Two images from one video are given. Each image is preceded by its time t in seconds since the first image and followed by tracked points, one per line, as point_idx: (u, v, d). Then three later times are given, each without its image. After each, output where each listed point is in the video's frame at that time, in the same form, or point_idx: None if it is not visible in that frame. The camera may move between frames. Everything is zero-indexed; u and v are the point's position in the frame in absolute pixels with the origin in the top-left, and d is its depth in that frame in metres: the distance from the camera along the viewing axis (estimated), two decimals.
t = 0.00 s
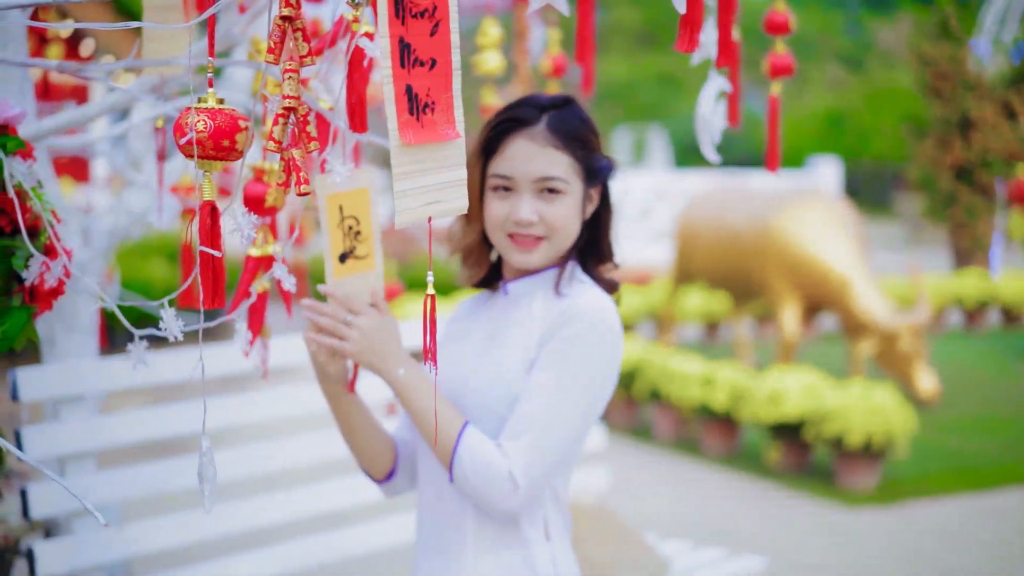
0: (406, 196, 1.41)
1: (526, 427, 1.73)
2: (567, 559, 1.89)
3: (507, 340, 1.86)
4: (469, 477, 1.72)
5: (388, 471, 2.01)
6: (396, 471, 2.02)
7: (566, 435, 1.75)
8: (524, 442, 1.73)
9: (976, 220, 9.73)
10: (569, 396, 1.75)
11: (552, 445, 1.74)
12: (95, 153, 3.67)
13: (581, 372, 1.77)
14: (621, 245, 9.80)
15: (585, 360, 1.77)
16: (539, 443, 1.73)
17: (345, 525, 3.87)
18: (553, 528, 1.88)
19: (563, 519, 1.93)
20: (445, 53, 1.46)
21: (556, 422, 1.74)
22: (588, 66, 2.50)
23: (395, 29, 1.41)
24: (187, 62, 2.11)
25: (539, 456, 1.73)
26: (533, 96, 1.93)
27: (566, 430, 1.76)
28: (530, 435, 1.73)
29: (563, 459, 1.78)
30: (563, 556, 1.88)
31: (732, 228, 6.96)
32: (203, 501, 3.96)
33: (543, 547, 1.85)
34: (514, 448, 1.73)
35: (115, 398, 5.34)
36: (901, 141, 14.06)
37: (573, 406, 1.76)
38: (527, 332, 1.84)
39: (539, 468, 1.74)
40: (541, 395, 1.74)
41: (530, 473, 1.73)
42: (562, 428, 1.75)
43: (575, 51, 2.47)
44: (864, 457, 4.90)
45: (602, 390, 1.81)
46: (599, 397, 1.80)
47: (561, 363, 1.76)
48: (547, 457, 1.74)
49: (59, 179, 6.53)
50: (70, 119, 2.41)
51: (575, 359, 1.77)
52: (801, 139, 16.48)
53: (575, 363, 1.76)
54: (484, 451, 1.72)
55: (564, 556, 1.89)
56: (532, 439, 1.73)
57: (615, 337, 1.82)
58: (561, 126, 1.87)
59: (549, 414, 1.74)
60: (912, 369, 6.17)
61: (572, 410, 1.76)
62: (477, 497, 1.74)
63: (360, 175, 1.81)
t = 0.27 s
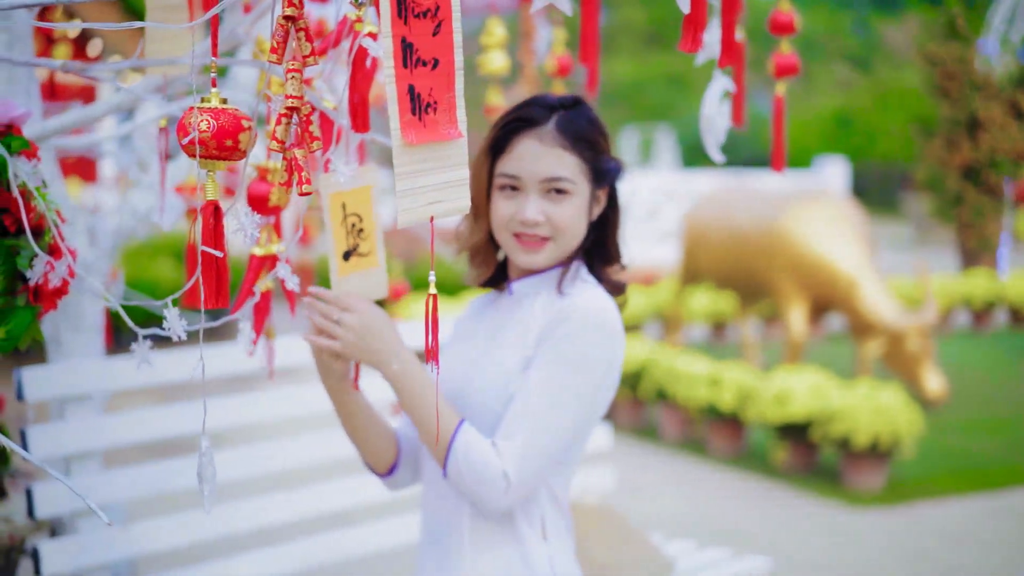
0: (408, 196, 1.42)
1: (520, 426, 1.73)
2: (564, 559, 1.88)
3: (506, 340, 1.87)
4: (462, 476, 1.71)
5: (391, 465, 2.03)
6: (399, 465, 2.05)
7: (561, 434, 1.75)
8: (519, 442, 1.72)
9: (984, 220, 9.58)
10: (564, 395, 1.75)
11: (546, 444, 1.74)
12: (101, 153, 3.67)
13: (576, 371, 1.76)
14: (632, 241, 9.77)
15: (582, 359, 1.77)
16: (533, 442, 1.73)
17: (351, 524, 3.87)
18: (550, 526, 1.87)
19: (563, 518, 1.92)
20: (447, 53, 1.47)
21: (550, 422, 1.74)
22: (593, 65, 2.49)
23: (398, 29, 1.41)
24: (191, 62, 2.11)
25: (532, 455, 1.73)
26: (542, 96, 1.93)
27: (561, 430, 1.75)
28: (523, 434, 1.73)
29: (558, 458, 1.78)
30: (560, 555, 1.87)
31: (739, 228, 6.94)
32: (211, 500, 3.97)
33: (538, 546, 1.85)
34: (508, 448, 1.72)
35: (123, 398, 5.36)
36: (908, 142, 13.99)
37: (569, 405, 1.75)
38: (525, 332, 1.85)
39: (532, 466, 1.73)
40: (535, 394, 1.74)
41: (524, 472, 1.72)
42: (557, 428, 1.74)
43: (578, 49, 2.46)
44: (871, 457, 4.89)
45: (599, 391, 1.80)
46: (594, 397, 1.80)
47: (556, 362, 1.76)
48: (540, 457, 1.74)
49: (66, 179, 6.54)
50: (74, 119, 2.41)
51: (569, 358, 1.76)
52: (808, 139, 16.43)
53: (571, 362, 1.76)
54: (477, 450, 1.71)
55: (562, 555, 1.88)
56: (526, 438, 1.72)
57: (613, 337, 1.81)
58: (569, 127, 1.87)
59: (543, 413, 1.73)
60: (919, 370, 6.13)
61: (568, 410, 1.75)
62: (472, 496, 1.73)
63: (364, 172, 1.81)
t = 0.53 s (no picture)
0: (408, 197, 1.42)
1: (515, 426, 1.73)
2: (563, 559, 1.87)
3: (505, 340, 1.87)
4: (457, 475, 1.71)
5: (394, 459, 2.03)
6: (402, 459, 2.04)
7: (556, 434, 1.75)
8: (513, 441, 1.72)
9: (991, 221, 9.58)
10: (560, 395, 1.75)
11: (541, 444, 1.74)
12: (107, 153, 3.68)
13: (572, 370, 1.76)
14: (637, 245, 9.78)
15: (580, 359, 1.77)
16: (527, 442, 1.72)
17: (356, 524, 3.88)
18: (549, 526, 1.87)
19: (564, 518, 1.91)
20: (449, 53, 1.47)
21: (544, 421, 1.73)
22: (597, 65, 2.49)
23: (400, 29, 1.42)
24: (195, 63, 2.12)
25: (527, 455, 1.73)
26: (554, 95, 1.92)
27: (557, 430, 1.75)
28: (518, 433, 1.73)
29: (554, 458, 1.77)
30: (559, 554, 1.87)
31: (746, 228, 6.93)
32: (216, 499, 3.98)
33: (535, 545, 1.84)
34: (503, 447, 1.72)
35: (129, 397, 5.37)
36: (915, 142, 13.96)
37: (565, 405, 1.75)
38: (523, 332, 1.85)
39: (526, 466, 1.73)
40: (529, 394, 1.74)
41: (518, 471, 1.72)
42: (552, 428, 1.74)
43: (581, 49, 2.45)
44: (876, 457, 4.88)
45: (597, 391, 1.79)
46: (593, 397, 1.79)
47: (551, 361, 1.76)
48: (535, 456, 1.73)
49: (73, 179, 6.56)
50: (79, 119, 2.42)
51: (564, 358, 1.76)
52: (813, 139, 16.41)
53: (567, 361, 1.76)
54: (471, 450, 1.71)
55: (561, 555, 1.87)
56: (521, 438, 1.72)
57: (610, 336, 1.80)
58: (580, 128, 1.86)
59: (538, 413, 1.73)
60: (925, 370, 6.07)
61: (563, 410, 1.75)
62: (466, 494, 1.73)
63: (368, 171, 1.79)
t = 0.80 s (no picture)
0: (413, 195, 1.43)
1: (512, 425, 1.73)
2: (564, 559, 1.86)
3: (506, 340, 1.87)
4: (453, 475, 1.71)
5: (403, 455, 2.02)
6: (410, 456, 2.02)
7: (555, 434, 1.74)
8: (511, 441, 1.72)
9: (999, 221, 9.54)
10: (558, 394, 1.74)
11: (538, 445, 1.73)
12: (114, 153, 3.70)
13: (570, 371, 1.75)
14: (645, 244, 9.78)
15: (579, 359, 1.76)
16: (524, 442, 1.72)
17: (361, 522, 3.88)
18: (550, 526, 1.86)
19: (566, 517, 1.90)
20: (452, 53, 1.48)
21: (541, 421, 1.73)
22: (602, 66, 2.48)
23: (404, 29, 1.42)
24: (201, 63, 2.13)
25: (525, 454, 1.72)
26: (566, 93, 1.93)
27: (555, 429, 1.74)
28: (515, 433, 1.72)
29: (552, 459, 1.76)
30: (560, 554, 1.86)
31: (753, 228, 6.91)
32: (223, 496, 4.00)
33: (535, 546, 1.84)
34: (501, 447, 1.72)
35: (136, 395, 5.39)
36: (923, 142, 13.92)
37: (563, 405, 1.75)
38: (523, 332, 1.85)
39: (523, 466, 1.73)
40: (527, 394, 1.74)
41: (516, 471, 1.72)
42: (550, 428, 1.74)
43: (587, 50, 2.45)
44: (882, 457, 4.87)
45: (597, 392, 1.79)
46: (592, 396, 1.78)
47: (549, 361, 1.76)
48: (533, 456, 1.73)
49: (81, 179, 6.58)
50: (87, 120, 2.45)
51: (562, 358, 1.76)
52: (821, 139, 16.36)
53: (565, 361, 1.75)
54: (468, 449, 1.71)
55: (562, 555, 1.87)
56: (518, 438, 1.72)
57: (609, 337, 1.80)
58: (590, 126, 1.87)
59: (535, 412, 1.73)
60: (933, 371, 6.10)
61: (561, 409, 1.74)
62: (464, 494, 1.73)
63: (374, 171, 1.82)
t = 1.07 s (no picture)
0: (415, 194, 1.43)
1: (509, 425, 1.72)
2: (566, 558, 1.86)
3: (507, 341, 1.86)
4: (451, 475, 1.71)
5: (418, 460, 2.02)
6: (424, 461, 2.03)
7: (552, 434, 1.72)
8: (508, 441, 1.71)
9: (1004, 221, 9.51)
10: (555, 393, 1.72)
11: (536, 445, 1.72)
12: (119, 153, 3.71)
13: (567, 370, 1.74)
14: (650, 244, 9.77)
15: (577, 359, 1.75)
16: (521, 443, 1.71)
17: (364, 522, 3.89)
18: (551, 526, 1.85)
19: (568, 517, 1.89)
20: (454, 53, 1.49)
21: (538, 421, 1.72)
22: (606, 67, 2.48)
23: (406, 29, 1.43)
24: (203, 62, 2.13)
25: (523, 455, 1.71)
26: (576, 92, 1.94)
27: (553, 429, 1.73)
28: (511, 434, 1.71)
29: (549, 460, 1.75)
30: (561, 554, 1.85)
31: (758, 228, 6.90)
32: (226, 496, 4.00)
33: (536, 545, 1.83)
34: (498, 447, 1.71)
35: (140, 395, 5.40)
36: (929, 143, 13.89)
37: (561, 404, 1.73)
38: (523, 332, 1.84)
39: (520, 467, 1.71)
40: (523, 394, 1.73)
41: (514, 472, 1.71)
42: (548, 427, 1.72)
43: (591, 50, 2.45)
44: (887, 457, 4.87)
45: (595, 392, 1.77)
46: (590, 395, 1.77)
47: (546, 361, 1.74)
48: (531, 456, 1.72)
49: (85, 179, 6.58)
50: (91, 119, 2.46)
51: (559, 358, 1.74)
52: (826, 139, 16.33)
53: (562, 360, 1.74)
54: (464, 450, 1.70)
55: (564, 555, 1.86)
56: (515, 438, 1.71)
57: (608, 336, 1.78)
58: (598, 124, 1.88)
59: (533, 412, 1.71)
60: (937, 371, 6.03)
61: (559, 408, 1.73)
62: (462, 495, 1.73)
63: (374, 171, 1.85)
